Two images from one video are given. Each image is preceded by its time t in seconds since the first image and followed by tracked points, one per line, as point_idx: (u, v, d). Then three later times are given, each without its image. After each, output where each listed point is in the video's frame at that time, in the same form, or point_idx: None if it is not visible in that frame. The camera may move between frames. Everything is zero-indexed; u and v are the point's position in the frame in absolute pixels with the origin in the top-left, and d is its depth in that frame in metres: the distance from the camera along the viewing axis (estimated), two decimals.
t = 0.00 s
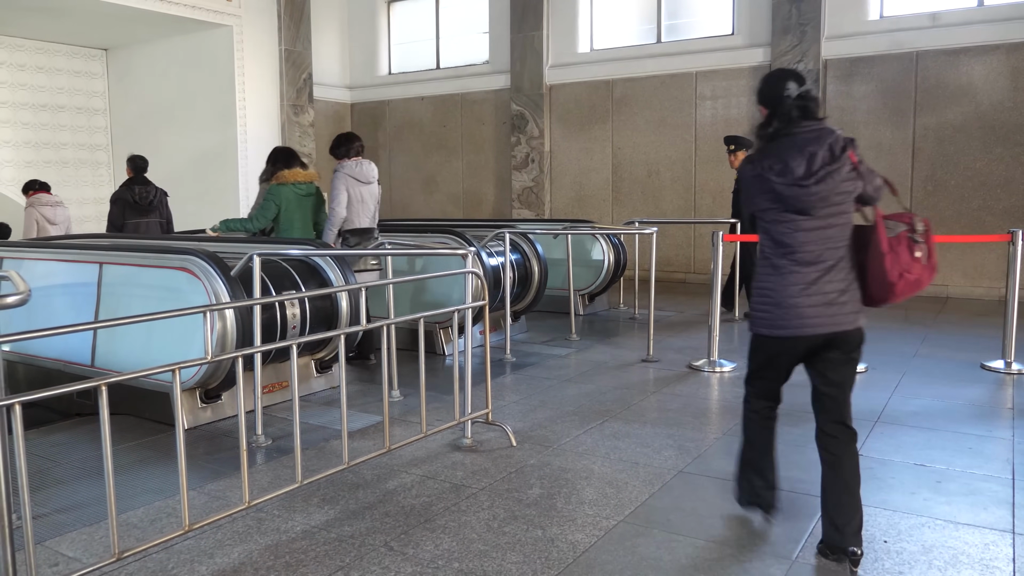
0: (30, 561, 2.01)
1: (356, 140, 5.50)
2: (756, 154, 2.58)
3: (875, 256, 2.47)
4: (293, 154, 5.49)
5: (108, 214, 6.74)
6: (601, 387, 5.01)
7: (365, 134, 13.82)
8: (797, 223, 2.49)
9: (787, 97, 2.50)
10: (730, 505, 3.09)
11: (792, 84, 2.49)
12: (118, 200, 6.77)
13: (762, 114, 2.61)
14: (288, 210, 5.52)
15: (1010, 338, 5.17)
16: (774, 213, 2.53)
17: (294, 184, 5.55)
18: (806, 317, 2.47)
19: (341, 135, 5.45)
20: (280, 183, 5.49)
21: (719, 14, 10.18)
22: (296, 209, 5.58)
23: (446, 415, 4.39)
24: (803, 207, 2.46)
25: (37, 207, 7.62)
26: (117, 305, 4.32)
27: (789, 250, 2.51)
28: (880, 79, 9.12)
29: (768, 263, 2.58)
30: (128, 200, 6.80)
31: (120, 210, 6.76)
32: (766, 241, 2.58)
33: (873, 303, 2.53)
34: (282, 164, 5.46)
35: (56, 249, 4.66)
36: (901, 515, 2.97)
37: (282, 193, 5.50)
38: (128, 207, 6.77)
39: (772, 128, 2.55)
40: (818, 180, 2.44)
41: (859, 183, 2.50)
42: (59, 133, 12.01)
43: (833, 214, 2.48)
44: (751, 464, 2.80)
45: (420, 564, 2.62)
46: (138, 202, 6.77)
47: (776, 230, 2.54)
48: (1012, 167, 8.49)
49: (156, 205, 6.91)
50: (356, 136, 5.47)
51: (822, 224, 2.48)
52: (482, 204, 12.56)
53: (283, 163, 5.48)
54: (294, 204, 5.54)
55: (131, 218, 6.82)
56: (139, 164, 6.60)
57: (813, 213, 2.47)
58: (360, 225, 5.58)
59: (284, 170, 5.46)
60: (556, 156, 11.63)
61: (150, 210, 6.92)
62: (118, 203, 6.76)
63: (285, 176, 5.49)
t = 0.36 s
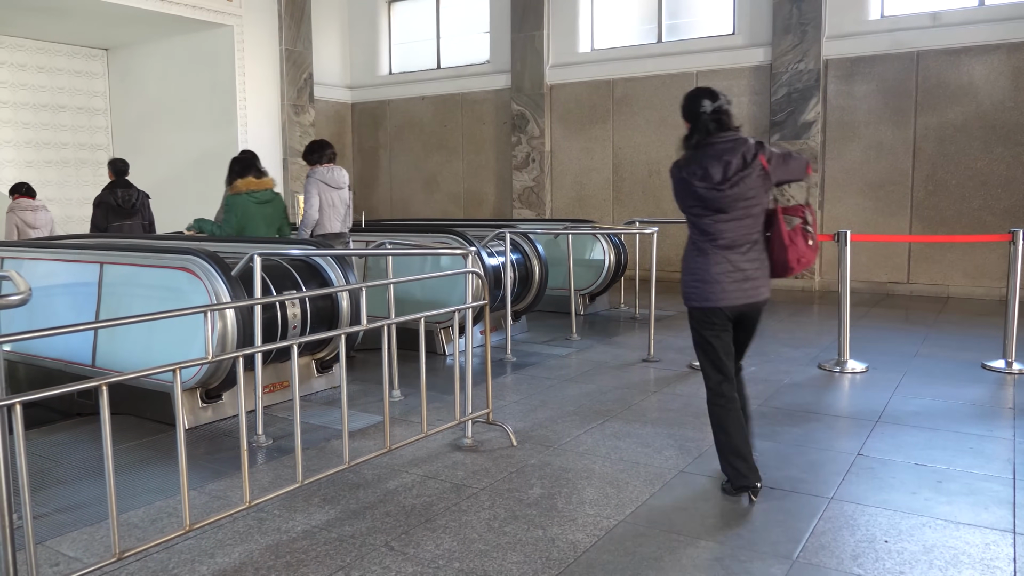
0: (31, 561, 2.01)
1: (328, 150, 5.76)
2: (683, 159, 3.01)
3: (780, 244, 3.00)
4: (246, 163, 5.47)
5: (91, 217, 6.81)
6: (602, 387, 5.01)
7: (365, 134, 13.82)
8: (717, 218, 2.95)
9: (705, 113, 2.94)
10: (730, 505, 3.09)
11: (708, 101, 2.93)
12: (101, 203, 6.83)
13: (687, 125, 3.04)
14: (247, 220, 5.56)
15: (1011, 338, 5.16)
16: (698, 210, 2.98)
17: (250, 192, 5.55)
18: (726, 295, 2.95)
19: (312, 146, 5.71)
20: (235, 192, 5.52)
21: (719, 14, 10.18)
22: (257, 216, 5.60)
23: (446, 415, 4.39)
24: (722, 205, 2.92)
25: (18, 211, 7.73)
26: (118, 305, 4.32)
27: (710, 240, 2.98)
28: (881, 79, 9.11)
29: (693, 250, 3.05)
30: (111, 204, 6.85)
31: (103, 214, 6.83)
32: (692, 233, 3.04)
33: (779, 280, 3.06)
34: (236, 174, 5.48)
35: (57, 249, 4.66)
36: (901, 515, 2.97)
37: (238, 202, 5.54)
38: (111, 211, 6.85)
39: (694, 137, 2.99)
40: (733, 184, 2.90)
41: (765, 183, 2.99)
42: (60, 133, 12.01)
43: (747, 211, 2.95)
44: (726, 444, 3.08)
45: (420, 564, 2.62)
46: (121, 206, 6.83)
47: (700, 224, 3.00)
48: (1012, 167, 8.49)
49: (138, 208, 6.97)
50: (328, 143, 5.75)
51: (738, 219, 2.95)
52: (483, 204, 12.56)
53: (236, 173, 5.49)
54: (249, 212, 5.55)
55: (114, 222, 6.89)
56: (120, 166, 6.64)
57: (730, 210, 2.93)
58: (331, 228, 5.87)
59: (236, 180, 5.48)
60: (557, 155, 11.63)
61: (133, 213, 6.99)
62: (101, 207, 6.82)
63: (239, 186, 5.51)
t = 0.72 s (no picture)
0: (32, 561, 2.01)
1: (290, 156, 5.84)
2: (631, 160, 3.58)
3: (704, 241, 3.58)
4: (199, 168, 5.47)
5: (76, 220, 6.96)
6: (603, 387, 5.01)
7: (365, 134, 13.83)
8: (658, 212, 3.52)
9: (654, 123, 3.53)
10: (731, 506, 3.09)
11: (655, 112, 3.53)
12: (86, 208, 7.03)
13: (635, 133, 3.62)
14: (202, 221, 5.64)
15: (1012, 339, 5.15)
16: (642, 204, 3.54)
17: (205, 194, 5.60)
18: (662, 278, 3.51)
19: (274, 153, 5.80)
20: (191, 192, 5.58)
21: (720, 14, 10.18)
22: (213, 217, 5.66)
23: (447, 415, 4.39)
24: (663, 201, 3.49)
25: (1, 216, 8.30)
26: (119, 305, 4.32)
27: (650, 230, 3.54)
28: (882, 78, 9.11)
29: (634, 238, 3.60)
30: (95, 208, 7.06)
31: (88, 217, 7.02)
32: (635, 224, 3.60)
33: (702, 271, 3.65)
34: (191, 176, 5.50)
35: (59, 249, 4.66)
36: (903, 515, 2.97)
37: (192, 202, 5.61)
38: (97, 214, 7.04)
39: (642, 142, 3.58)
40: (674, 184, 3.49)
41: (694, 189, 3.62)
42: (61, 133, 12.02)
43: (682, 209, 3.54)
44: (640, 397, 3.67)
45: (421, 564, 2.62)
46: (105, 209, 7.05)
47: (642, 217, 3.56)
48: (1013, 167, 8.48)
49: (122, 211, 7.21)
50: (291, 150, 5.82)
51: (674, 215, 3.53)
52: (483, 204, 12.56)
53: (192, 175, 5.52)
54: (203, 213, 5.62)
55: (99, 225, 7.09)
56: (103, 170, 6.89)
57: (669, 206, 3.52)
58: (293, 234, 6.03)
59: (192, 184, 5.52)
60: (557, 155, 11.62)
61: (116, 216, 7.22)
62: (86, 211, 7.01)
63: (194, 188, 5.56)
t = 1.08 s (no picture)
0: (32, 561, 2.01)
1: (252, 159, 5.92)
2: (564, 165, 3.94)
3: (634, 235, 3.99)
4: (181, 167, 5.67)
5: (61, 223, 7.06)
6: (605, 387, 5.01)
7: (366, 134, 13.83)
8: (590, 212, 3.91)
9: (586, 133, 3.89)
10: (732, 505, 3.09)
11: (586, 124, 3.88)
12: (70, 211, 7.13)
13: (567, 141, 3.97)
14: (180, 220, 5.78)
15: (1013, 338, 5.15)
16: (574, 205, 3.92)
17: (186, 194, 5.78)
18: (597, 270, 3.93)
19: (235, 153, 5.85)
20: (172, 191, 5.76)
21: (720, 14, 10.18)
22: (192, 217, 5.82)
23: (447, 415, 4.39)
24: (595, 203, 3.88)
25: None
26: (120, 306, 4.32)
27: (585, 229, 3.93)
28: (882, 78, 9.11)
29: (570, 235, 3.98)
30: (80, 211, 7.15)
31: (72, 220, 7.11)
32: (569, 223, 3.98)
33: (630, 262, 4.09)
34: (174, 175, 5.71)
35: (59, 249, 4.66)
36: (902, 514, 2.97)
37: (173, 201, 5.78)
38: (81, 218, 7.13)
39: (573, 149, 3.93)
40: (605, 188, 3.88)
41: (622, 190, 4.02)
42: (61, 133, 12.03)
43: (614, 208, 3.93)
44: (590, 383, 4.13)
45: (422, 564, 2.62)
46: (90, 212, 7.16)
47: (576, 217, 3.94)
48: (1014, 167, 8.48)
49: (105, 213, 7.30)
50: (252, 154, 5.86)
51: (605, 214, 3.94)
52: (484, 204, 12.57)
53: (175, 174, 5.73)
54: (182, 213, 5.78)
55: (82, 228, 7.17)
56: (88, 176, 6.91)
57: (601, 207, 3.91)
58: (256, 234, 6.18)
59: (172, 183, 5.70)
60: (558, 155, 11.62)
61: (100, 220, 7.31)
62: (70, 214, 7.12)
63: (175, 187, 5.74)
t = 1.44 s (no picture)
0: (32, 561, 2.01)
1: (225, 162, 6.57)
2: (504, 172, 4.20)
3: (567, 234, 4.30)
4: (163, 167, 6.01)
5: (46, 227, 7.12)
6: (606, 387, 5.01)
7: (366, 134, 13.83)
8: (529, 215, 4.16)
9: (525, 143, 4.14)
10: (732, 505, 3.09)
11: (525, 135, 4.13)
12: (55, 215, 7.18)
13: (507, 148, 4.23)
14: (160, 218, 6.10)
15: (1013, 338, 5.15)
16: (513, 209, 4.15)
17: (167, 193, 6.12)
18: (541, 270, 4.21)
19: (210, 156, 6.48)
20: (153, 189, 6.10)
21: (720, 14, 10.18)
22: (172, 215, 6.14)
23: (447, 415, 4.39)
24: (534, 206, 4.14)
25: None
26: (119, 305, 4.32)
27: (526, 232, 4.19)
28: (883, 78, 9.10)
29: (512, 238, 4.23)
30: (65, 215, 7.20)
31: (57, 223, 7.16)
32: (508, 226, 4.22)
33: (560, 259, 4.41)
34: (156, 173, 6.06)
35: (60, 249, 4.67)
36: (902, 515, 2.97)
37: (154, 199, 6.10)
38: (66, 221, 7.19)
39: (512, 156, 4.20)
40: (543, 192, 4.16)
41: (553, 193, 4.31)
42: (61, 133, 12.03)
43: (550, 209, 4.15)
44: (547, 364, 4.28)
45: (422, 564, 2.62)
46: (75, 216, 7.19)
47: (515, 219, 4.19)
48: (1014, 167, 8.48)
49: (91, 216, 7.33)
50: (225, 156, 6.54)
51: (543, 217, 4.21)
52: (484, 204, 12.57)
53: (157, 173, 6.07)
54: (163, 210, 6.10)
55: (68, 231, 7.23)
56: (74, 179, 6.94)
57: (540, 210, 4.17)
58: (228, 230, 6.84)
59: (154, 181, 6.04)
60: (558, 155, 11.61)
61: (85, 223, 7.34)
62: (56, 218, 7.17)
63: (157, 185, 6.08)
